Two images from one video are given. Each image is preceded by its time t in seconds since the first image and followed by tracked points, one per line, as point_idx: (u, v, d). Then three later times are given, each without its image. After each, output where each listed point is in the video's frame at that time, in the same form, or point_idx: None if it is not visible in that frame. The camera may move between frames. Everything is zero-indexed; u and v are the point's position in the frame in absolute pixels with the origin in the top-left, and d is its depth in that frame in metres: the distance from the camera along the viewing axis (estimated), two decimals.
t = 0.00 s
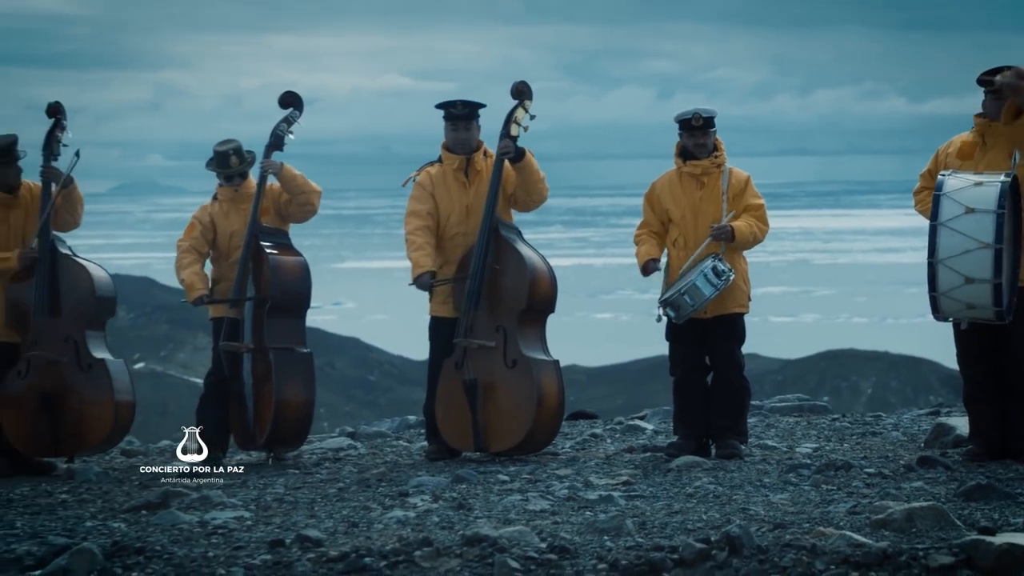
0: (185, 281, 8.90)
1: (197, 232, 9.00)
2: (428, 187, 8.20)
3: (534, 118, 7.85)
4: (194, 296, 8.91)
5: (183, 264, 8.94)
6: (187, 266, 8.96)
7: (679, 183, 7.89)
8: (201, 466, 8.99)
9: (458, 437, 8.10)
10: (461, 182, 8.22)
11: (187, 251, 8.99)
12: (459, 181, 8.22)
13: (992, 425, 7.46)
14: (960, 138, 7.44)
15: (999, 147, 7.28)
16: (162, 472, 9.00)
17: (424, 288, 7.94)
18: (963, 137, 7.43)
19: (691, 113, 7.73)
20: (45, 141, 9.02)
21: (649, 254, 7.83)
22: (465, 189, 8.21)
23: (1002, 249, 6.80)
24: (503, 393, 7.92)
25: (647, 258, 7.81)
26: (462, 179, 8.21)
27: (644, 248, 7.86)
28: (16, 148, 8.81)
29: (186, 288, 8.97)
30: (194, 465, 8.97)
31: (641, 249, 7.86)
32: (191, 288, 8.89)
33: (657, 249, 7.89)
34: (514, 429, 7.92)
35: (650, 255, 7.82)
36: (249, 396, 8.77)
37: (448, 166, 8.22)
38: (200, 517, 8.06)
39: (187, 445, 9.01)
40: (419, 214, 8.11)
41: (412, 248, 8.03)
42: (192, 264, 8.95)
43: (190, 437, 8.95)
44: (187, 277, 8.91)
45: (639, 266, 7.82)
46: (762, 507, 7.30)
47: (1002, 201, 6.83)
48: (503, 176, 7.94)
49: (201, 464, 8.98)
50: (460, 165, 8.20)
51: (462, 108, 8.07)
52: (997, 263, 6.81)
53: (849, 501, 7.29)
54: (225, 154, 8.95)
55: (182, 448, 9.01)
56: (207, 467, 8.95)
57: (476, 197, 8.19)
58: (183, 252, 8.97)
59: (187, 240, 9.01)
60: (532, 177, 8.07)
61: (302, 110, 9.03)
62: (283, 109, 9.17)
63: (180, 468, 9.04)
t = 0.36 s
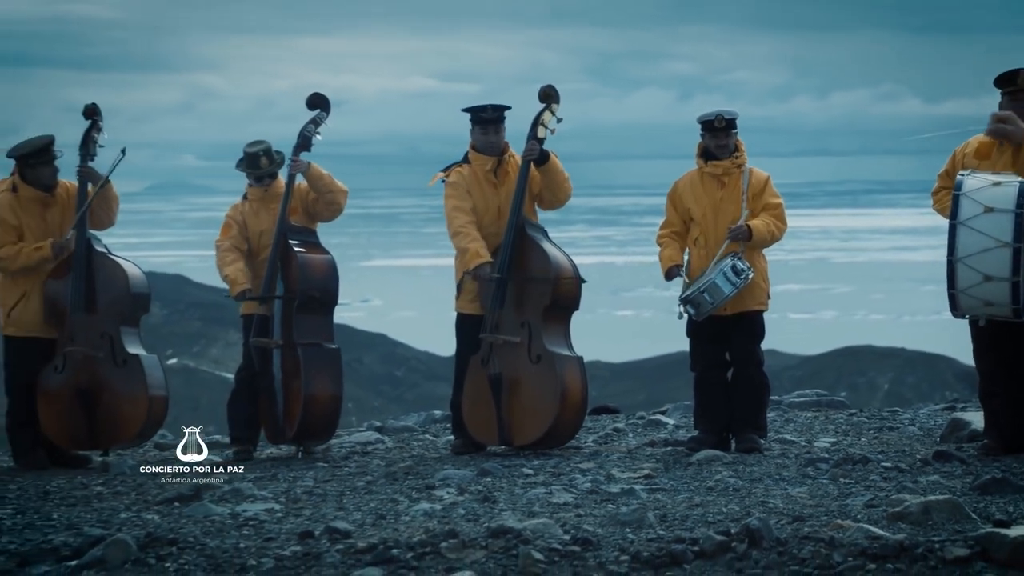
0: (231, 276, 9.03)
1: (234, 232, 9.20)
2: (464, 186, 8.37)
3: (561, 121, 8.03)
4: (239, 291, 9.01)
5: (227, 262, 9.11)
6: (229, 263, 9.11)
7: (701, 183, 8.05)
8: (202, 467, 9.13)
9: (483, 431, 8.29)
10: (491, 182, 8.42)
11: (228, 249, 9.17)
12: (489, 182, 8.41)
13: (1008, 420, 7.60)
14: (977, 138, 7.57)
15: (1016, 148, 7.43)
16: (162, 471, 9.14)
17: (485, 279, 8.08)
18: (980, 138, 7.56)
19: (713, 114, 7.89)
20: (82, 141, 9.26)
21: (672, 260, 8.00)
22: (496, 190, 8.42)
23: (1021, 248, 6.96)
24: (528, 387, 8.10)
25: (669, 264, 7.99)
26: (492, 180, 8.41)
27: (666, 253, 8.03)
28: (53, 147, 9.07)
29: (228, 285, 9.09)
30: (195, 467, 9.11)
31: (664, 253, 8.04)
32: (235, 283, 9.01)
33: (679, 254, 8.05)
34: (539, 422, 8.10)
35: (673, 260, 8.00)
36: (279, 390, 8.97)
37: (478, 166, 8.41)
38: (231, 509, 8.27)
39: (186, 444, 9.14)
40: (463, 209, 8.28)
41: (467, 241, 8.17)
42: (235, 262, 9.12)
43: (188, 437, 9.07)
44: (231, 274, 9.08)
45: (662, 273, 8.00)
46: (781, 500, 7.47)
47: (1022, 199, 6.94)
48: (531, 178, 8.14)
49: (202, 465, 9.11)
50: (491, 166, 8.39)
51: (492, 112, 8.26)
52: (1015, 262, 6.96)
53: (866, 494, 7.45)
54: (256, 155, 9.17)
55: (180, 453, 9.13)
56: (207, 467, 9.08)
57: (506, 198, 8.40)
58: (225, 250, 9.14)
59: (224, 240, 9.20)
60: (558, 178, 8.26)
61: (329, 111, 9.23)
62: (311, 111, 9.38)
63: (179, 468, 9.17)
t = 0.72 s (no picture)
0: (245, 288, 9.29)
1: (259, 233, 9.40)
2: (485, 189, 8.57)
3: (584, 121, 8.22)
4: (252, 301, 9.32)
5: (245, 268, 9.34)
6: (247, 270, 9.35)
7: (720, 183, 8.24)
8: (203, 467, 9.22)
9: (508, 425, 8.49)
10: (514, 182, 8.61)
11: (250, 252, 9.38)
12: (512, 182, 8.61)
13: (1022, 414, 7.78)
14: (990, 138, 7.73)
15: None
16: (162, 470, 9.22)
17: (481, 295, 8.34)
18: (993, 139, 7.71)
19: (731, 115, 8.06)
20: (115, 142, 9.48)
21: (695, 262, 8.15)
22: (519, 190, 8.61)
23: None
24: (552, 383, 8.29)
25: (693, 266, 8.16)
26: (515, 180, 8.60)
27: (689, 256, 8.20)
28: (87, 146, 9.29)
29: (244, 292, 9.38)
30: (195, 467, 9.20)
31: (688, 256, 8.21)
32: (250, 293, 9.29)
33: (701, 256, 8.22)
34: (562, 417, 8.29)
35: (696, 264, 8.16)
36: (308, 385, 9.19)
37: (502, 167, 8.60)
38: (262, 501, 8.49)
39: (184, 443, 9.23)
40: (476, 216, 8.49)
41: (471, 253, 8.41)
42: (253, 269, 9.34)
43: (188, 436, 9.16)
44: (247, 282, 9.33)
45: (686, 275, 8.17)
46: (799, 493, 7.65)
47: None
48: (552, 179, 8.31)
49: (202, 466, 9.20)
50: (514, 167, 8.57)
51: (517, 112, 8.45)
52: None
53: (883, 487, 7.62)
54: (286, 155, 9.37)
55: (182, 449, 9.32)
56: (208, 467, 9.22)
57: (528, 197, 8.60)
58: (246, 254, 9.36)
59: (250, 240, 9.40)
60: (581, 179, 8.45)
61: (359, 112, 9.43)
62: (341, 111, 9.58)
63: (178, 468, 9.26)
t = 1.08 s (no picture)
0: (271, 289, 9.56)
1: (285, 232, 9.67)
2: (502, 191, 8.80)
3: (603, 122, 8.40)
4: (280, 301, 9.58)
5: (270, 269, 9.63)
6: (272, 272, 9.63)
7: (737, 184, 8.41)
8: (203, 468, 9.31)
9: (531, 421, 8.69)
10: (534, 181, 8.79)
11: (275, 252, 9.65)
12: (532, 181, 8.79)
13: None
14: (1002, 139, 7.88)
15: None
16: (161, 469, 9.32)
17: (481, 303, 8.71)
18: (1004, 140, 7.87)
19: (748, 116, 8.24)
20: (147, 143, 9.72)
21: (709, 257, 8.34)
22: (538, 189, 8.79)
23: None
24: (574, 379, 8.49)
25: (707, 261, 8.33)
26: (535, 179, 8.78)
27: (704, 251, 8.38)
28: (119, 148, 9.51)
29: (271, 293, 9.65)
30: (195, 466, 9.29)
31: (703, 252, 8.39)
32: (274, 293, 9.56)
33: (716, 252, 8.40)
34: (583, 412, 8.49)
35: (710, 258, 8.34)
36: (336, 380, 9.42)
37: (523, 167, 8.79)
38: (290, 493, 8.71)
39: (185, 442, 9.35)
40: (483, 222, 8.80)
41: (472, 262, 8.77)
42: (277, 270, 9.60)
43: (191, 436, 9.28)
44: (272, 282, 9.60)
45: (698, 269, 8.35)
46: (816, 486, 7.83)
47: None
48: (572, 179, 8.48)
49: (203, 466, 9.30)
50: (533, 167, 8.75)
51: (540, 111, 8.64)
52: None
53: (897, 481, 7.79)
54: (314, 155, 9.57)
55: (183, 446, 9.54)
56: (208, 467, 9.33)
57: (548, 196, 8.76)
58: (271, 254, 9.63)
59: (276, 240, 9.67)
60: (601, 178, 8.63)
61: (386, 113, 9.64)
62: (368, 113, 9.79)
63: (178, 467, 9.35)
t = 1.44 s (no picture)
0: (315, 282, 9.73)
1: (317, 230, 9.85)
2: (523, 190, 8.98)
3: (614, 123, 8.59)
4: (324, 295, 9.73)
5: (311, 264, 9.79)
6: (313, 268, 9.79)
7: (752, 184, 8.59)
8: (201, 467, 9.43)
9: (550, 416, 8.90)
10: (551, 181, 9.00)
11: (312, 249, 9.83)
12: (550, 181, 9.00)
13: None
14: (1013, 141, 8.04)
15: None
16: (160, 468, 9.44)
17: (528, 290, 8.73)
18: (1015, 141, 8.02)
19: (763, 119, 8.41)
20: (173, 144, 9.95)
21: (727, 255, 8.52)
22: (556, 188, 9.00)
23: None
24: (590, 374, 8.68)
25: (724, 258, 8.52)
26: (552, 179, 8.99)
27: (720, 250, 8.57)
28: (149, 150, 9.75)
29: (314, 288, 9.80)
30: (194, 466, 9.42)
31: (719, 250, 8.58)
32: (319, 287, 9.72)
33: (732, 250, 8.59)
34: (599, 407, 8.69)
35: (728, 256, 8.52)
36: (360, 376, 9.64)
37: (540, 167, 9.00)
38: (316, 486, 8.93)
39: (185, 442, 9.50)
40: (516, 215, 8.91)
41: (514, 251, 8.83)
42: (318, 264, 9.77)
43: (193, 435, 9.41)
44: (315, 278, 9.76)
45: (716, 265, 8.53)
46: (829, 480, 8.01)
47: None
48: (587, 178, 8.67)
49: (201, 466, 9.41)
50: (550, 167, 8.97)
51: (554, 113, 8.84)
52: None
53: (910, 475, 7.97)
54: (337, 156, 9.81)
55: (182, 448, 9.65)
56: (208, 467, 9.43)
57: (565, 195, 8.98)
58: (309, 250, 9.81)
59: (309, 238, 9.85)
60: (614, 176, 8.82)
61: (410, 115, 9.85)
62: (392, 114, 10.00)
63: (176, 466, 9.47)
